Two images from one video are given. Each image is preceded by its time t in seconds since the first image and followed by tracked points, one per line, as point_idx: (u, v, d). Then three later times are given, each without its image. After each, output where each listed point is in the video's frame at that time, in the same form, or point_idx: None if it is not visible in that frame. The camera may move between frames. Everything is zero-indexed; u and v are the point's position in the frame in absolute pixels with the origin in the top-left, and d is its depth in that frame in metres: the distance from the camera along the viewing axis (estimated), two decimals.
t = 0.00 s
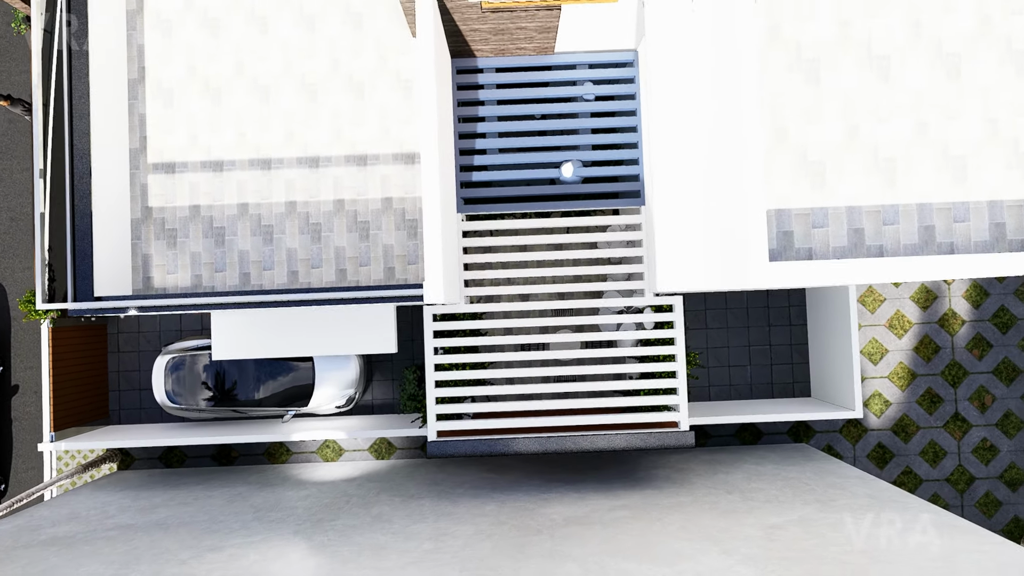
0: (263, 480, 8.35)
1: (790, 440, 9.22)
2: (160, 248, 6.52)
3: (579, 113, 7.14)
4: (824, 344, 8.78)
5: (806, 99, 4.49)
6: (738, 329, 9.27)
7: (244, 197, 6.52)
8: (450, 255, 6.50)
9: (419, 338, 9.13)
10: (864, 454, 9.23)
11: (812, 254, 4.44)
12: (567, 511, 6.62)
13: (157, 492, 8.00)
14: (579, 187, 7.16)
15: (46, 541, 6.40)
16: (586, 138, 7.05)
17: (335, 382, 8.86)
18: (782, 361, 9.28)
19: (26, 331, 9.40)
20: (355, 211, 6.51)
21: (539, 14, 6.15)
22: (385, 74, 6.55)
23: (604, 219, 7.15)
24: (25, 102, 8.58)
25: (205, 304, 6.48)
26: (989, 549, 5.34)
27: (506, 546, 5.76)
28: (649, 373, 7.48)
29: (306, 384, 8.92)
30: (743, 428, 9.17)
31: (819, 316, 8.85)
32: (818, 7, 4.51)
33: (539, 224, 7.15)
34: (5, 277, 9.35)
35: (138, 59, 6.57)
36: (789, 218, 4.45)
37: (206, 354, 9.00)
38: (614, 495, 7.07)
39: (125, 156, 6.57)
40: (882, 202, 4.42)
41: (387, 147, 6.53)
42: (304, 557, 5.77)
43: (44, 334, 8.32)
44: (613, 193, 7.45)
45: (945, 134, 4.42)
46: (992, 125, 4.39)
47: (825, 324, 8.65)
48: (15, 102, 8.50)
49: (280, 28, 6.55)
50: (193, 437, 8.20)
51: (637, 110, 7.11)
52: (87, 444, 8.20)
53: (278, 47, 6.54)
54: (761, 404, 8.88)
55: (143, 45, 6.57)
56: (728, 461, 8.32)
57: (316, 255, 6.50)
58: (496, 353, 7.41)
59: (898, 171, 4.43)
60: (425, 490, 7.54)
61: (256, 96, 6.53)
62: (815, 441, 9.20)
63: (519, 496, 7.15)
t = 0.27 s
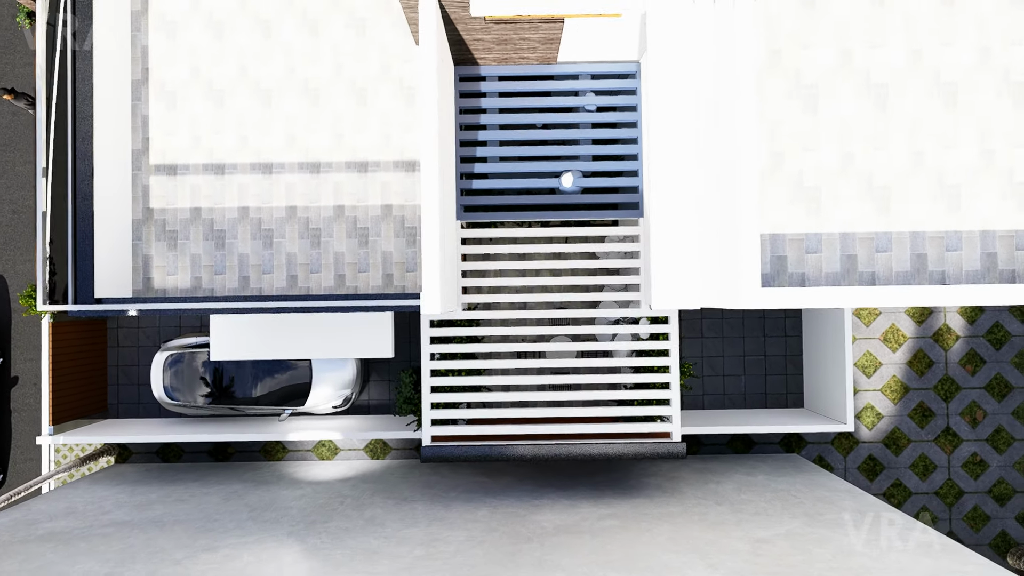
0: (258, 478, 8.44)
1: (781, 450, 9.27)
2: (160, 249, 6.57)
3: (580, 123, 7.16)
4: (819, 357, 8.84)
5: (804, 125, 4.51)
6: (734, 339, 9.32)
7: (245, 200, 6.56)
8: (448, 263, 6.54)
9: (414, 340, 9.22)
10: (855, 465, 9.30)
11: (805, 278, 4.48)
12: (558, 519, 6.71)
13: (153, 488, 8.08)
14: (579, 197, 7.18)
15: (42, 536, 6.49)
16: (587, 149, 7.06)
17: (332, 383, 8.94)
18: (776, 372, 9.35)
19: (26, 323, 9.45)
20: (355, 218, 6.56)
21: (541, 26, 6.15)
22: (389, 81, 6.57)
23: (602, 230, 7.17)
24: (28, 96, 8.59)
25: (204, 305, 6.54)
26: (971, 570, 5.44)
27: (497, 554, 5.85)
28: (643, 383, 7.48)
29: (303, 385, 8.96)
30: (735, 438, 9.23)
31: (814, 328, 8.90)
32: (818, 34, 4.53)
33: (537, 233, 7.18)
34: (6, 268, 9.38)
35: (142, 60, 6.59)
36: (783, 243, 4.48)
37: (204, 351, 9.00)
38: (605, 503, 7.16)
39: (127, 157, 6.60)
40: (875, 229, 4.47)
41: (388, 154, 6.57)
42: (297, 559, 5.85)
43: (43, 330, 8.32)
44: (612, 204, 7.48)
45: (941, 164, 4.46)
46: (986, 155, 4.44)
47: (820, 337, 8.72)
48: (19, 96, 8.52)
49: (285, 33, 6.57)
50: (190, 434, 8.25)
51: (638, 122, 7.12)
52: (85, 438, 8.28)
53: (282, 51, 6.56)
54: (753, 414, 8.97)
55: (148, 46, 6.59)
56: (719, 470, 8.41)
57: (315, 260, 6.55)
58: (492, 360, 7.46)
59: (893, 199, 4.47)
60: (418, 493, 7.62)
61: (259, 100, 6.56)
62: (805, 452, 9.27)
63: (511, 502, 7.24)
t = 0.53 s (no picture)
0: (258, 482, 8.51)
1: (778, 460, 9.32)
2: (162, 257, 6.61)
3: (582, 136, 7.19)
4: (815, 369, 8.91)
5: (804, 152, 4.55)
6: (732, 349, 9.38)
7: (248, 210, 6.60)
8: (448, 275, 6.57)
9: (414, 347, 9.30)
10: (850, 476, 9.35)
11: (801, 303, 4.52)
12: (554, 529, 6.78)
13: (154, 491, 8.15)
14: (579, 210, 7.22)
15: (44, 540, 6.56)
16: (587, 162, 7.09)
17: (331, 388, 8.98)
18: (773, 383, 9.41)
19: (28, 324, 9.51)
20: (356, 229, 6.60)
21: (544, 42, 6.06)
22: (392, 93, 6.61)
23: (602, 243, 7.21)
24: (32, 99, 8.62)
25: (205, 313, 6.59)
26: None
27: (493, 565, 5.92)
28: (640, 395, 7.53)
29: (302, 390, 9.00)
30: (732, 447, 9.29)
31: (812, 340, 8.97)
32: (819, 60, 4.56)
33: (537, 245, 7.23)
34: (8, 269, 9.43)
35: (145, 69, 6.62)
36: (781, 267, 4.52)
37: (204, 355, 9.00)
38: (600, 514, 7.23)
39: (130, 165, 6.64)
40: (871, 255, 4.51)
41: (390, 165, 6.60)
42: (296, 568, 5.93)
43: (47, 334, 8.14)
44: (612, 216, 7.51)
45: (938, 191, 4.50)
46: (982, 183, 4.49)
47: (817, 349, 8.78)
48: (22, 99, 8.54)
49: (288, 44, 6.60)
50: (189, 438, 8.32)
51: (639, 136, 7.16)
52: (86, 441, 8.35)
53: (285, 63, 6.60)
54: (749, 424, 9.04)
55: (152, 55, 6.62)
56: (715, 480, 8.48)
57: (317, 270, 6.60)
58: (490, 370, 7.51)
59: (890, 225, 4.51)
60: (416, 500, 7.70)
61: (262, 111, 6.60)
62: (801, 462, 9.30)
63: (508, 511, 7.31)
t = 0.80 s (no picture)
0: (259, 494, 8.54)
1: (777, 471, 9.34)
2: (164, 274, 6.65)
3: (581, 152, 7.21)
4: (814, 381, 8.93)
5: (802, 176, 4.58)
6: (731, 361, 9.40)
7: (249, 227, 6.64)
8: (449, 292, 6.60)
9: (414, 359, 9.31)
10: (849, 487, 9.38)
11: (799, 327, 4.56)
12: (553, 544, 6.81)
13: (155, 504, 8.18)
14: (578, 225, 7.24)
15: (46, 556, 6.59)
16: (587, 178, 7.11)
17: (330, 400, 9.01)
18: (772, 394, 9.44)
19: (30, 336, 9.54)
20: (357, 245, 6.64)
21: (545, 61, 6.03)
22: (392, 111, 6.64)
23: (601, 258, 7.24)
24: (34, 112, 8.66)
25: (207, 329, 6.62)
26: None
27: None
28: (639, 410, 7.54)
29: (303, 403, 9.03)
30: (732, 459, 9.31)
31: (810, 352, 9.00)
32: (817, 86, 4.59)
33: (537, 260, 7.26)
34: (10, 281, 9.47)
35: (147, 87, 6.67)
36: (779, 291, 4.56)
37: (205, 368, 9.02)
38: (600, 528, 7.26)
39: (131, 182, 6.67)
40: (868, 279, 4.55)
41: (390, 183, 6.64)
42: None
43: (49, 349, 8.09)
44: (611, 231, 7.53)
45: (934, 216, 4.54)
46: (979, 208, 4.53)
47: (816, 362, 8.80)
48: (25, 112, 8.58)
49: (289, 62, 6.64)
50: (190, 451, 8.35)
51: (638, 151, 7.18)
52: (87, 453, 8.37)
53: (286, 81, 6.63)
54: (748, 436, 9.07)
55: (154, 73, 6.66)
56: (714, 492, 8.51)
57: (318, 287, 6.64)
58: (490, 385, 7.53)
59: (887, 249, 4.54)
60: (416, 513, 7.73)
61: (263, 129, 6.63)
62: (800, 473, 9.32)
63: (508, 525, 7.34)
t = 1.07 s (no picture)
0: (260, 507, 8.58)
1: (776, 483, 9.37)
2: (167, 291, 6.70)
3: (581, 168, 7.24)
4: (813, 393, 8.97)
5: (800, 201, 4.61)
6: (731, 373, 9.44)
7: (251, 245, 6.68)
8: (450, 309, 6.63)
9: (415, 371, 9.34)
10: (848, 499, 9.41)
11: (797, 351, 4.60)
12: (553, 560, 6.85)
13: (157, 517, 8.21)
14: (578, 241, 7.26)
15: (49, 572, 6.63)
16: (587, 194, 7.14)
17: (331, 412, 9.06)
18: (771, 406, 9.48)
19: (32, 348, 9.57)
20: (358, 263, 6.68)
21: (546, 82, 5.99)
22: (392, 130, 6.68)
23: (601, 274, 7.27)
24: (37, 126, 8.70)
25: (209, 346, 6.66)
26: None
27: None
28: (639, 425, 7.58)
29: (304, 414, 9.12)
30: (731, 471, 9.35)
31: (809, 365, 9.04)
32: (815, 113, 4.63)
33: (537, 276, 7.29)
34: (13, 293, 9.51)
35: (150, 105, 6.72)
36: (777, 316, 4.59)
37: (206, 380, 9.07)
38: (599, 542, 7.30)
39: (133, 199, 6.71)
40: (866, 304, 4.58)
41: (391, 201, 6.68)
42: None
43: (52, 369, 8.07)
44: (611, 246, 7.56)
45: (931, 242, 4.58)
46: (975, 234, 4.56)
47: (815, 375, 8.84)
48: (27, 126, 8.62)
49: (290, 81, 6.67)
50: (191, 465, 8.38)
51: (638, 168, 7.21)
52: (89, 466, 8.39)
53: (287, 99, 6.67)
54: (747, 449, 9.11)
55: (156, 92, 6.71)
56: (713, 505, 8.55)
57: (319, 304, 6.67)
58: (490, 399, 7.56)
59: (884, 275, 4.58)
60: (417, 527, 7.77)
61: (264, 147, 6.67)
62: (800, 485, 9.35)
63: (508, 539, 7.38)
